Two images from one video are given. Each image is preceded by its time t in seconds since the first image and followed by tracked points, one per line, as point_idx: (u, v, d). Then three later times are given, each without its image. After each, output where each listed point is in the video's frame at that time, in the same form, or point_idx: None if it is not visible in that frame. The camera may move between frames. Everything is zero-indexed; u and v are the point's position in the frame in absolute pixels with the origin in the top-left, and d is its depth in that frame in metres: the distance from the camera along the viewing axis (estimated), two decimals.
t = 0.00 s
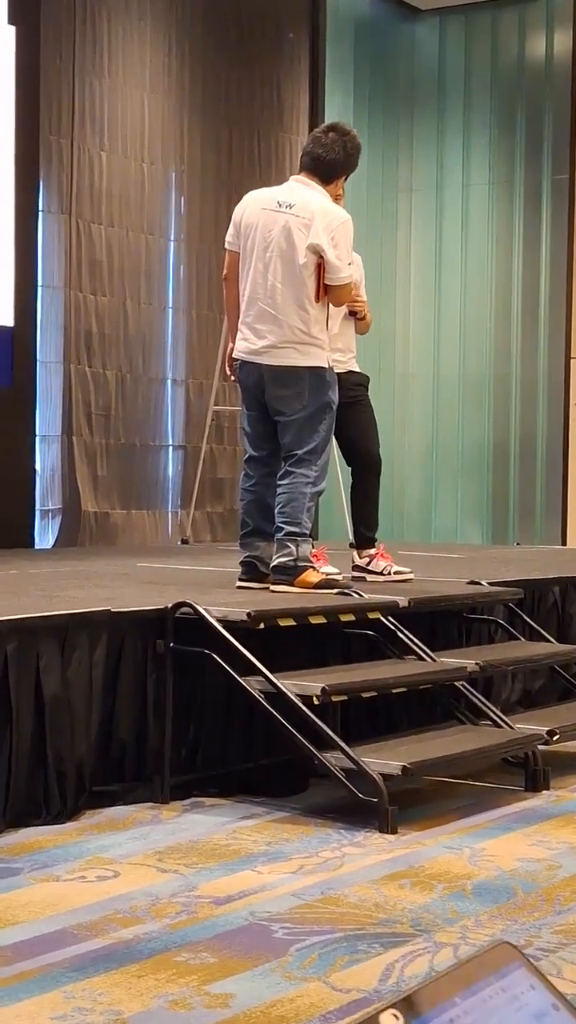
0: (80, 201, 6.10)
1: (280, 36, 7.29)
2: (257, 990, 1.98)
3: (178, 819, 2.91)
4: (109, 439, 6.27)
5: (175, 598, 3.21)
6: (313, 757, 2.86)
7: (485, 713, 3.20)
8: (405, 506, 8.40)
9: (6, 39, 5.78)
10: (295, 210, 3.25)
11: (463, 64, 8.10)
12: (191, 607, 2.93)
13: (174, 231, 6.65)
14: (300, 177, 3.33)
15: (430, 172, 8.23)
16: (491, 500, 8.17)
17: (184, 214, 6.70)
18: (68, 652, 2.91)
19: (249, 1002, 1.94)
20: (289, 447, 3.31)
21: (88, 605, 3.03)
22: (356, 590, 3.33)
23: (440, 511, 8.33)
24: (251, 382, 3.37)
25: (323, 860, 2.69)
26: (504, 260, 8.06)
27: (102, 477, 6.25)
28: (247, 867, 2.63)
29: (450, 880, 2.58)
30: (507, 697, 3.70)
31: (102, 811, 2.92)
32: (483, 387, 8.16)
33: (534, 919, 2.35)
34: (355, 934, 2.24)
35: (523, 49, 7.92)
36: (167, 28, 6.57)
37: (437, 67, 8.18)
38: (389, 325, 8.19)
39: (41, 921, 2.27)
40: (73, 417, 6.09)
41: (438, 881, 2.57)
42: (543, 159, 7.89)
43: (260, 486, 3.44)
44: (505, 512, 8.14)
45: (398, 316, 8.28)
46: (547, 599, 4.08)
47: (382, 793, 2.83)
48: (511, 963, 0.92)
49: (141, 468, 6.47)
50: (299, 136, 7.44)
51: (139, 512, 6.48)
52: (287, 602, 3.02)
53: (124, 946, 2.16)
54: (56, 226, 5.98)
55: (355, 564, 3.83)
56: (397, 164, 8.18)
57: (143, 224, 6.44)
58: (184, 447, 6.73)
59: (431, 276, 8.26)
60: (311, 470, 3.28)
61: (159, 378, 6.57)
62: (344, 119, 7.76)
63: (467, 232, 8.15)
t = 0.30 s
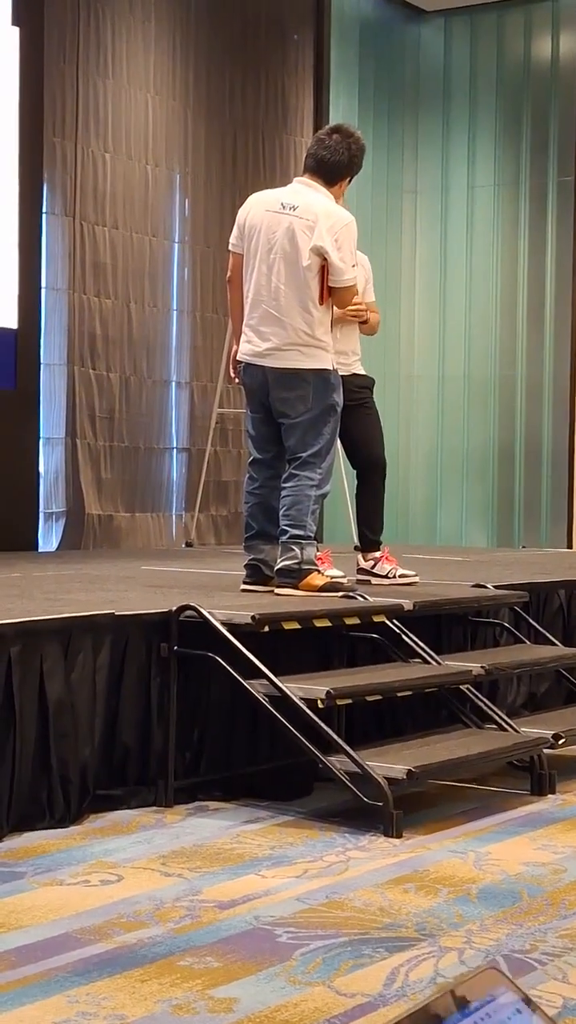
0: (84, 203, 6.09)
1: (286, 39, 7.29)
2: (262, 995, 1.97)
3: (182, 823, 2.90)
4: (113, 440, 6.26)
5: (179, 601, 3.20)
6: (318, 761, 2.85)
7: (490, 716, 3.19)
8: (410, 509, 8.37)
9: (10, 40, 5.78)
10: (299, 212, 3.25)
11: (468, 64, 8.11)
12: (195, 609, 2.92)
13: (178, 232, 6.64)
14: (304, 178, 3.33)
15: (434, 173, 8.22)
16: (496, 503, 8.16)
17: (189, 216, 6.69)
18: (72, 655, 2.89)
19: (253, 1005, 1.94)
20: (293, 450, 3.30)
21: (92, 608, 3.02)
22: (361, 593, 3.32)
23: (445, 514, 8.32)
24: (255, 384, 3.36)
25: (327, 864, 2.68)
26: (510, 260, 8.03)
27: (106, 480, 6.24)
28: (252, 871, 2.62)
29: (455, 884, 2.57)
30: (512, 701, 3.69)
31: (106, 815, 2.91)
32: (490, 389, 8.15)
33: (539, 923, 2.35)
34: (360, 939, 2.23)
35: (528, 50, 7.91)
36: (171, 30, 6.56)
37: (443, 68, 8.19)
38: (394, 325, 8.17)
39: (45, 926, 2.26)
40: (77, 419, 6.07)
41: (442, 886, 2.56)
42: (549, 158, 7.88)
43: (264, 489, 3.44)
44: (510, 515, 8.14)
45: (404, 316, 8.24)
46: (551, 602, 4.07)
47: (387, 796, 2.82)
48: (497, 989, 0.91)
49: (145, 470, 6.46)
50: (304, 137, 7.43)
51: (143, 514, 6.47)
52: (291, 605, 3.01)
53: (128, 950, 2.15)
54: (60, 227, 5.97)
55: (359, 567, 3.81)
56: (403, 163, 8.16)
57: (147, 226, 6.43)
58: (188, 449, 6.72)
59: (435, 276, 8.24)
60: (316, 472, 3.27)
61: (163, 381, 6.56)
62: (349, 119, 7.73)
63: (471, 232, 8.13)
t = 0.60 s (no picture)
0: (88, 204, 6.09)
1: (289, 41, 7.30)
2: (265, 996, 1.97)
3: (185, 824, 2.90)
4: (117, 440, 6.27)
5: (183, 602, 3.20)
6: (321, 762, 2.85)
7: (493, 717, 3.18)
8: (414, 509, 8.41)
9: (13, 40, 5.78)
10: (301, 212, 3.25)
11: (472, 64, 8.12)
12: (198, 610, 2.92)
13: (182, 234, 6.64)
14: (307, 178, 3.32)
15: (438, 175, 8.24)
16: (499, 505, 8.16)
17: (192, 217, 6.69)
18: (75, 655, 2.89)
19: (256, 1006, 1.93)
20: (296, 450, 3.29)
21: (95, 609, 3.02)
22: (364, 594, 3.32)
23: (449, 516, 8.34)
24: (259, 385, 3.36)
25: (331, 865, 2.68)
26: (513, 261, 8.01)
27: (109, 480, 6.24)
28: (255, 872, 2.62)
29: (458, 885, 2.57)
30: (516, 702, 3.68)
31: (110, 815, 2.91)
32: (492, 391, 8.14)
33: (542, 925, 2.34)
34: (363, 940, 2.23)
35: (532, 52, 7.90)
36: (176, 31, 6.57)
37: (447, 69, 8.19)
38: (398, 326, 8.21)
39: (48, 926, 2.26)
40: (81, 419, 6.07)
41: (445, 887, 2.55)
42: (552, 159, 7.86)
43: (267, 489, 3.43)
44: (513, 516, 8.13)
45: (408, 317, 8.28)
46: (555, 603, 4.06)
47: (390, 797, 2.82)
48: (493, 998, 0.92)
49: (148, 471, 6.47)
50: (308, 139, 7.44)
51: (147, 515, 6.48)
52: (294, 605, 3.01)
53: (131, 951, 2.15)
54: (64, 228, 5.97)
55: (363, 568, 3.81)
56: (407, 164, 8.19)
57: (151, 227, 6.44)
58: (192, 450, 6.73)
59: (439, 276, 8.26)
60: (319, 473, 3.27)
61: (167, 382, 6.56)
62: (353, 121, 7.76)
63: (475, 233, 8.13)
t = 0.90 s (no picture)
0: (91, 206, 6.09)
1: (291, 42, 7.29)
2: (267, 997, 1.97)
3: (188, 824, 2.90)
4: (119, 442, 6.27)
5: (186, 602, 3.20)
6: (324, 762, 2.85)
7: (496, 717, 3.18)
8: (416, 509, 8.43)
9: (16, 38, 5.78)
10: (303, 213, 3.25)
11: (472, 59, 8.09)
12: (201, 611, 2.92)
13: (184, 235, 6.64)
14: (307, 179, 3.33)
15: (440, 175, 8.22)
16: (502, 505, 8.16)
17: (195, 220, 6.69)
18: (78, 655, 2.90)
19: (258, 1004, 1.94)
20: (299, 451, 3.29)
21: (99, 608, 3.02)
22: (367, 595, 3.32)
23: (452, 517, 8.34)
24: (261, 386, 3.36)
25: (334, 866, 2.68)
26: (516, 260, 8.03)
27: (112, 480, 6.24)
28: (258, 873, 2.62)
29: (461, 886, 2.57)
30: (518, 702, 3.68)
31: (112, 816, 2.91)
32: (494, 393, 8.14)
33: (546, 926, 2.34)
34: (366, 940, 2.23)
35: (535, 49, 7.89)
36: (179, 31, 6.56)
37: (449, 69, 8.18)
38: (400, 327, 8.21)
39: (50, 927, 2.26)
40: (83, 419, 6.08)
41: (448, 888, 2.55)
42: (554, 159, 7.86)
43: (270, 490, 3.43)
44: (515, 516, 8.13)
45: (410, 318, 8.27)
46: (557, 604, 4.06)
47: (393, 797, 2.82)
48: None
49: (151, 472, 6.46)
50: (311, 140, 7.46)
51: (149, 516, 6.48)
52: (297, 605, 3.01)
53: (132, 951, 2.15)
54: (67, 229, 5.97)
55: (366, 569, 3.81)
56: (409, 166, 8.17)
57: (154, 228, 6.44)
58: (194, 451, 6.72)
59: (442, 276, 8.25)
60: (321, 474, 3.26)
61: (170, 382, 6.56)
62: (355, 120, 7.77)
63: (478, 233, 8.13)
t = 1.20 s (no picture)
0: (115, 240, 6.45)
1: (294, 73, 7.67)
2: (271, 938, 2.30)
3: (200, 789, 3.27)
4: (139, 449, 6.63)
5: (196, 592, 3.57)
6: (321, 734, 3.22)
7: (473, 693, 3.56)
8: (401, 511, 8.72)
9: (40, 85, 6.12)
10: (300, 246, 3.61)
11: (453, 105, 8.47)
12: (212, 601, 3.29)
13: (197, 266, 6.99)
14: (302, 216, 3.70)
15: (425, 201, 8.56)
16: (478, 509, 8.55)
17: (207, 251, 7.05)
18: (102, 640, 3.26)
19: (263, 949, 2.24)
20: (298, 457, 3.67)
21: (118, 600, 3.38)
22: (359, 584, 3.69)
23: (433, 518, 8.69)
24: (263, 398, 3.73)
25: (329, 826, 3.05)
26: (490, 279, 8.42)
27: (133, 483, 6.61)
28: (261, 832, 2.99)
29: (442, 843, 2.95)
30: (493, 679, 4.06)
31: (133, 781, 3.28)
32: (472, 404, 8.53)
33: (515, 879, 2.72)
34: (358, 892, 2.60)
35: (508, 107, 8.29)
36: (192, 75, 6.91)
37: (433, 103, 8.55)
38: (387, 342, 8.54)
39: (81, 878, 2.62)
40: (108, 428, 6.44)
41: (430, 845, 2.93)
42: (525, 199, 8.27)
43: (272, 492, 3.80)
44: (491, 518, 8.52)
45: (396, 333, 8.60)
46: (528, 592, 4.45)
47: (382, 765, 3.19)
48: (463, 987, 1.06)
49: (168, 473, 6.83)
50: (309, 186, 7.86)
51: (165, 513, 6.84)
52: (296, 597, 3.38)
53: (153, 900, 2.50)
54: (93, 261, 6.32)
55: (356, 561, 4.19)
56: (397, 198, 8.52)
57: (170, 258, 6.80)
58: (207, 457, 7.09)
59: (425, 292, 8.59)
60: (319, 478, 3.64)
61: (184, 395, 6.93)
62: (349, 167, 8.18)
63: (457, 253, 8.50)
